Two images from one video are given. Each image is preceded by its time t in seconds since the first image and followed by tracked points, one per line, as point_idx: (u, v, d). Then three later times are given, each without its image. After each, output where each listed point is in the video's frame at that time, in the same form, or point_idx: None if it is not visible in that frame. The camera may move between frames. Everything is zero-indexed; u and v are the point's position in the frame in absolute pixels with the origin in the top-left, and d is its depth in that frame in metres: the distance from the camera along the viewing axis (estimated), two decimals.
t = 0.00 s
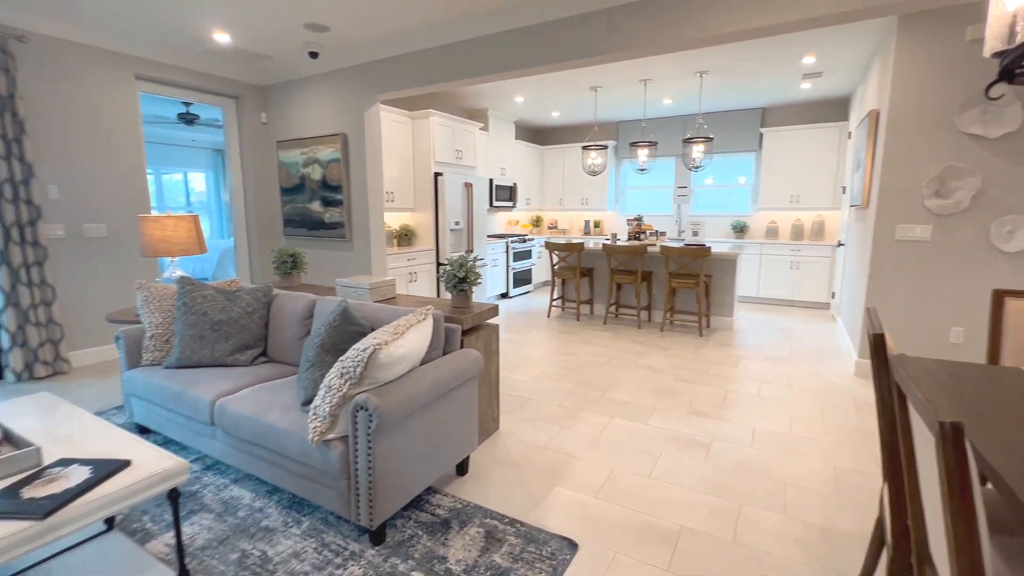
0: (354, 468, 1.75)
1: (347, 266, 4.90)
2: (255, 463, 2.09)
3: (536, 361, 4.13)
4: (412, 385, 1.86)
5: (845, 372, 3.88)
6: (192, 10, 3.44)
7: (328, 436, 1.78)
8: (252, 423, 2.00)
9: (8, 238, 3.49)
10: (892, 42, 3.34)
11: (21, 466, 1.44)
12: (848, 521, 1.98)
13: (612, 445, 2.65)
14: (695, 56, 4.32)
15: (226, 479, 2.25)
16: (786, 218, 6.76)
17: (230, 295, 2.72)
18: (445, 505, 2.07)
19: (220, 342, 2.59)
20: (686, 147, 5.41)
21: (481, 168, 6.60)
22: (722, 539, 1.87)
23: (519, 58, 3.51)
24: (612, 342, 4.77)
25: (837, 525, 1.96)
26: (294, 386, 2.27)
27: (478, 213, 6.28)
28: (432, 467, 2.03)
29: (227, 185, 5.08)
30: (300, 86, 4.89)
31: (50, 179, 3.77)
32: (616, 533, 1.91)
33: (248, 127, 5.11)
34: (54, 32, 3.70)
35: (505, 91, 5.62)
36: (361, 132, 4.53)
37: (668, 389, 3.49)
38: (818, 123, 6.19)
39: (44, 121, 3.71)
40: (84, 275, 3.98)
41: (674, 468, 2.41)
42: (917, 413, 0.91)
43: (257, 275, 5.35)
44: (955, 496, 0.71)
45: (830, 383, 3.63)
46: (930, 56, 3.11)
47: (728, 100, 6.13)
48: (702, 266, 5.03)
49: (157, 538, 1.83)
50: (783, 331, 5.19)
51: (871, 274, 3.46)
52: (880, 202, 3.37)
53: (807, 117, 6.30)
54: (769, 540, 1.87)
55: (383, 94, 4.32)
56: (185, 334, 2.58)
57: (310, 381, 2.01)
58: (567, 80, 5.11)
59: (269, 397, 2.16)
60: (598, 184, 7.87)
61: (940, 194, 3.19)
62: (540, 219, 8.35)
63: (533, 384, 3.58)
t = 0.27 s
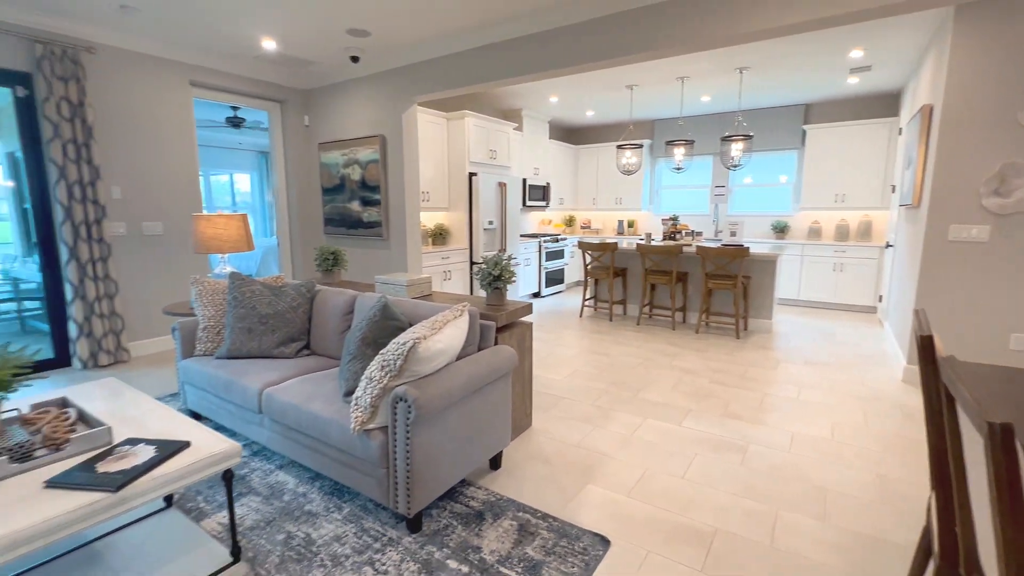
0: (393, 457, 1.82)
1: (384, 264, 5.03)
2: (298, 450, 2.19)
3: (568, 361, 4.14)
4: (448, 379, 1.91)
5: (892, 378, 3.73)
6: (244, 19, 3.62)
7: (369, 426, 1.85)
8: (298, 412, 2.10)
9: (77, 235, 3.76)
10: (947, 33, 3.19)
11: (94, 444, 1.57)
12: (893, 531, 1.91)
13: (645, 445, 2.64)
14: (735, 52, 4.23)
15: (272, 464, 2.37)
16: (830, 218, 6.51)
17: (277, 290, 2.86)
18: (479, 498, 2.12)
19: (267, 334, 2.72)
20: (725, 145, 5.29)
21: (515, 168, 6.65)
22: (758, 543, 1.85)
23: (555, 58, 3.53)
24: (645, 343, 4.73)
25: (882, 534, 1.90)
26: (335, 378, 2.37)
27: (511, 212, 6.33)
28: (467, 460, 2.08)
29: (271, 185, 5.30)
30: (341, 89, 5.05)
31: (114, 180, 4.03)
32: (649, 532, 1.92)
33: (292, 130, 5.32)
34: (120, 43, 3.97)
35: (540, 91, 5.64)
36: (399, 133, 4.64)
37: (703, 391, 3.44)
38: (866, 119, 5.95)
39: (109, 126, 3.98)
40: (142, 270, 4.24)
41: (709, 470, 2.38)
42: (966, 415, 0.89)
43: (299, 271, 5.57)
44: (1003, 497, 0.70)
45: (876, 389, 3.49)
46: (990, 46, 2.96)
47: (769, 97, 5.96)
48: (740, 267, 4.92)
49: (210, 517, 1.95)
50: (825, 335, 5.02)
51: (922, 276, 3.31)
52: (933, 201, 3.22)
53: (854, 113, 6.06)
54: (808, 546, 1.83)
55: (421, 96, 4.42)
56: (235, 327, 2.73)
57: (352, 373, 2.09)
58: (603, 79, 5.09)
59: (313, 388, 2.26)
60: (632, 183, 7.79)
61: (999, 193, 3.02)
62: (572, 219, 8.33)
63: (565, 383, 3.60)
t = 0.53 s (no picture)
0: (428, 450, 1.87)
1: (418, 263, 5.14)
2: (337, 440, 2.28)
3: (599, 361, 4.12)
4: (482, 375, 1.95)
5: (943, 386, 3.55)
6: (289, 27, 3.77)
7: (405, 420, 1.91)
8: (337, 404, 2.19)
9: (135, 233, 4.01)
10: (1007, 23, 3.02)
11: (153, 428, 1.69)
12: (940, 544, 1.83)
13: (677, 447, 2.62)
14: (776, 48, 4.11)
15: (312, 454, 2.47)
16: (876, 218, 6.25)
17: (317, 287, 2.97)
18: (510, 493, 2.16)
19: (308, 330, 2.84)
20: (764, 144, 5.15)
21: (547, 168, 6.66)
22: (794, 549, 1.81)
23: (590, 58, 3.54)
24: (678, 345, 4.66)
25: (927, 546, 1.83)
26: (372, 372, 2.45)
27: (543, 212, 6.34)
28: (499, 456, 2.12)
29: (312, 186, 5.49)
30: (379, 92, 5.19)
31: (168, 182, 4.28)
32: (680, 533, 1.91)
33: (332, 132, 5.49)
34: (175, 53, 4.20)
35: (574, 91, 5.64)
36: (434, 134, 4.73)
37: (738, 395, 3.37)
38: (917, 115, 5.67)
39: (165, 131, 4.23)
40: (193, 267, 4.48)
41: (743, 475, 2.34)
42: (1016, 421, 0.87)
43: (336, 269, 5.75)
44: None
45: (924, 398, 3.33)
46: None
47: (812, 93, 5.77)
48: (779, 269, 4.79)
49: (256, 501, 2.05)
50: (870, 340, 4.82)
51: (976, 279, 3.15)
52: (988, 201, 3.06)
53: (904, 108, 5.80)
54: (847, 555, 1.78)
55: (456, 98, 4.49)
56: (279, 322, 2.85)
57: (388, 368, 2.16)
58: (638, 78, 5.05)
59: (351, 381, 2.35)
60: (667, 183, 7.67)
61: None
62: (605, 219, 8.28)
63: (596, 383, 3.59)
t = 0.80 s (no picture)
0: (457, 445, 1.91)
1: (449, 262, 5.22)
2: (370, 433, 2.35)
3: (629, 362, 4.09)
4: (511, 373, 1.98)
5: (995, 396, 3.37)
6: (329, 33, 3.90)
7: (435, 415, 1.96)
8: (371, 398, 2.26)
9: (183, 232, 4.23)
10: None
11: (202, 416, 1.79)
12: (988, 559, 1.75)
13: (708, 450, 2.58)
14: (816, 44, 3.99)
15: (347, 446, 2.56)
16: (924, 218, 5.96)
17: (353, 284, 3.07)
18: (537, 491, 2.18)
19: (343, 326, 2.94)
20: (803, 142, 5.00)
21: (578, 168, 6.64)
22: (828, 558, 1.77)
23: (622, 57, 3.52)
24: (711, 347, 4.58)
25: (971, 561, 1.75)
26: (404, 368, 2.51)
27: (574, 213, 6.33)
28: (527, 453, 2.15)
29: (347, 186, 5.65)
30: (412, 95, 5.29)
31: (214, 183, 4.49)
32: (710, 536, 1.89)
33: (367, 134, 5.63)
34: (222, 60, 4.41)
35: (606, 91, 5.61)
36: (466, 136, 4.79)
37: (772, 400, 3.29)
38: (971, 109, 5.38)
39: (212, 135, 4.44)
40: (236, 265, 4.69)
41: (775, 480, 2.29)
42: None
43: (370, 268, 5.90)
44: None
45: (974, 407, 3.17)
46: None
47: (855, 88, 5.55)
48: (817, 271, 4.64)
49: (294, 489, 2.15)
50: (916, 346, 4.61)
51: None
52: None
53: (956, 104, 5.52)
54: (885, 566, 1.73)
55: (487, 99, 4.55)
56: (316, 318, 2.96)
57: (420, 364, 2.22)
58: (671, 77, 4.99)
59: (384, 377, 2.42)
60: (700, 182, 7.52)
61: None
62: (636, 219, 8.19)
63: (625, 384, 3.57)
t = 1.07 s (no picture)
0: (485, 441, 1.96)
1: (478, 262, 5.29)
2: (401, 427, 2.43)
3: (657, 364, 4.06)
4: (538, 372, 2.01)
5: None
6: (364, 39, 4.02)
7: (464, 411, 2.01)
8: (402, 394, 2.33)
9: (226, 232, 4.43)
10: None
11: (244, 406, 1.89)
12: None
13: (738, 454, 2.55)
14: (858, 38, 3.85)
15: (378, 439, 2.64)
16: (975, 219, 5.67)
17: (385, 283, 3.15)
18: (563, 489, 2.20)
19: (376, 323, 3.03)
20: (843, 140, 4.83)
21: (608, 168, 6.60)
22: (861, 567, 1.73)
23: (654, 57, 3.50)
24: (743, 350, 4.48)
25: None
26: (434, 365, 2.58)
27: (603, 213, 6.30)
28: (553, 451, 2.18)
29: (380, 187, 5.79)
30: (444, 97, 5.38)
31: (255, 185, 4.68)
32: (737, 540, 1.87)
33: (400, 136, 5.76)
34: (264, 67, 4.60)
35: (637, 90, 5.57)
36: (496, 137, 4.84)
37: (806, 405, 3.21)
38: None
39: (254, 139, 4.63)
40: (275, 263, 4.88)
41: (808, 487, 2.25)
42: None
43: (402, 266, 6.03)
44: None
45: None
46: None
47: (901, 84, 5.33)
48: (857, 273, 4.48)
49: (329, 479, 2.24)
50: (964, 353, 4.40)
51: None
52: None
53: (1011, 98, 5.22)
54: None
55: (518, 101, 4.58)
56: (350, 315, 3.06)
57: (450, 361, 2.27)
58: (704, 75, 4.91)
59: (415, 373, 2.49)
60: (734, 182, 7.35)
61: None
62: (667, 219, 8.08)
63: (653, 386, 3.55)
